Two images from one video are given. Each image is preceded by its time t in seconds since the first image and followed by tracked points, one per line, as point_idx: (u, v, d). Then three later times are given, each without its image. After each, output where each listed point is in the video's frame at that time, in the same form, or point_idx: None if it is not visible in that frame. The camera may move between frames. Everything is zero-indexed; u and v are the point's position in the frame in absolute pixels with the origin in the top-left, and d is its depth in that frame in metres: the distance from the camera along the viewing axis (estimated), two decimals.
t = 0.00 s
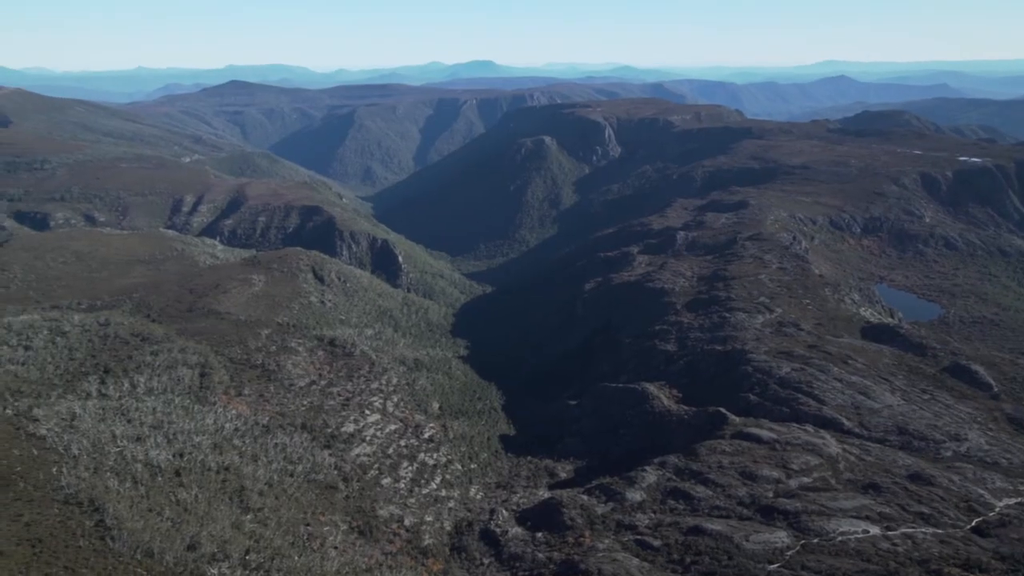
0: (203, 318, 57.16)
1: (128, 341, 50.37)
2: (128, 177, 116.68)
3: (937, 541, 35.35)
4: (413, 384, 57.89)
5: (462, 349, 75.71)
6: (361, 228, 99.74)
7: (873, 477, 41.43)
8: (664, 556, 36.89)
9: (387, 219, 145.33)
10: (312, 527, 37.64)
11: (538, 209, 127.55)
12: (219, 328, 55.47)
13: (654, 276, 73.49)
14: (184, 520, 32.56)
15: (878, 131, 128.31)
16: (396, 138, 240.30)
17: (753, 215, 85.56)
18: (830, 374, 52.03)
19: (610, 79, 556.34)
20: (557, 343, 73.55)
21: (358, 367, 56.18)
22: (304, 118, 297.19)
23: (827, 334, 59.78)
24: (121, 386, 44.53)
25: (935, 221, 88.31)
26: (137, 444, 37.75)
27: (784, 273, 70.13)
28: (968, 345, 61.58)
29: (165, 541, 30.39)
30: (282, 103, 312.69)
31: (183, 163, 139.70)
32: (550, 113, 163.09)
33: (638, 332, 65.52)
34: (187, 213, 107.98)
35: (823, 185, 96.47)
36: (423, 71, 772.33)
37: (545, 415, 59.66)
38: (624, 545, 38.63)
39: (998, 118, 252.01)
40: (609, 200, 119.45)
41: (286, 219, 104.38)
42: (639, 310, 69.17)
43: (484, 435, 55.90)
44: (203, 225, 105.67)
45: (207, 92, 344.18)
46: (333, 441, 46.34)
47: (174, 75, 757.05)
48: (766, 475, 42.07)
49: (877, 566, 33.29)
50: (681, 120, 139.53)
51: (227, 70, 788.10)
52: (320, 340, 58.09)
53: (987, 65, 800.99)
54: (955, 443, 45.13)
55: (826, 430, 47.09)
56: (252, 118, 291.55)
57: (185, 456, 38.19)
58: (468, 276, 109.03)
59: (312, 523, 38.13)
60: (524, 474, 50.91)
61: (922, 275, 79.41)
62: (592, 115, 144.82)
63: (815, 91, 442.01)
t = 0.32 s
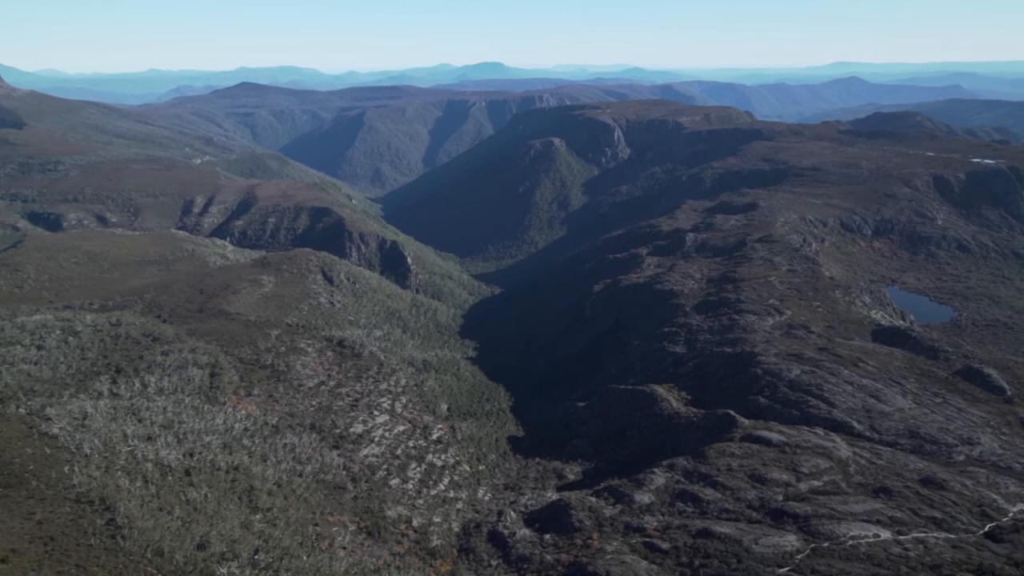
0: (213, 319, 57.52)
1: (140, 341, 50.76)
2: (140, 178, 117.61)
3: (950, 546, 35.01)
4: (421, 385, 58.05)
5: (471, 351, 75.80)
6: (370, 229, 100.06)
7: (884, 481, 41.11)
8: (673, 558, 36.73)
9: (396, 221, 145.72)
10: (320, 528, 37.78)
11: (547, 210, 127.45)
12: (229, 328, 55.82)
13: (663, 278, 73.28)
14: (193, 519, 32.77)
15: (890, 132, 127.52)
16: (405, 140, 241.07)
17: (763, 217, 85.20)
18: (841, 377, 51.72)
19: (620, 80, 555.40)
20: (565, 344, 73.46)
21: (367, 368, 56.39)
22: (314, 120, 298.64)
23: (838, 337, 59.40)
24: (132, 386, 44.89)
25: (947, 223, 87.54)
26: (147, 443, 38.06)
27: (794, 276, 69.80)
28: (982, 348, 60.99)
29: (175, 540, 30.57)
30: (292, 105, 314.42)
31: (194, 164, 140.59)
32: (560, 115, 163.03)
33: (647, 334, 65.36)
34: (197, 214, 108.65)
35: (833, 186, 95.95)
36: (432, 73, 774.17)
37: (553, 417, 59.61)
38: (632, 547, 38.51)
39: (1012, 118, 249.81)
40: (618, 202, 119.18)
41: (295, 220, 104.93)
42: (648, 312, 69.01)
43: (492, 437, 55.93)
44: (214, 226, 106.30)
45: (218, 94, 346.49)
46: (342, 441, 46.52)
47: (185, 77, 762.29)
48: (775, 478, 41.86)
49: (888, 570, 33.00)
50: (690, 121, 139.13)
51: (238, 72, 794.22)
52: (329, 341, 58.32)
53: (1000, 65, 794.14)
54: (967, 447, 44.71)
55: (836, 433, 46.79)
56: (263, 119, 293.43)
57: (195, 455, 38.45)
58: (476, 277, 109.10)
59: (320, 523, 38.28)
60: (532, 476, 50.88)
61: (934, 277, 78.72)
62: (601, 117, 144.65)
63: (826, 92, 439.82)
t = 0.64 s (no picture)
0: (224, 318, 57.88)
1: (152, 340, 51.14)
2: (153, 179, 118.60)
3: (963, 551, 34.65)
4: (431, 386, 58.18)
5: (480, 352, 75.88)
6: (380, 230, 100.38)
7: (897, 485, 40.71)
8: (682, 561, 36.56)
9: (407, 222, 146.11)
10: (330, 527, 37.96)
11: (557, 211, 127.32)
12: (240, 328, 56.15)
13: (673, 279, 73.04)
14: (204, 518, 33.01)
15: (903, 133, 126.55)
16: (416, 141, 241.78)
17: (774, 219, 84.79)
18: (853, 379, 51.35)
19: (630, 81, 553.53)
20: (575, 345, 73.37)
21: (377, 368, 56.60)
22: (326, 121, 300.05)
23: (850, 339, 58.97)
24: (144, 384, 45.24)
25: (962, 224, 86.67)
26: (159, 442, 38.37)
27: (805, 277, 69.38)
28: (996, 351, 60.31)
29: (186, 538, 30.78)
30: (304, 107, 316.21)
31: (207, 165, 141.57)
32: (570, 116, 162.90)
33: (657, 335, 65.20)
34: (209, 214, 109.31)
35: (846, 187, 95.28)
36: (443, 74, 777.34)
37: (562, 419, 59.52)
38: (641, 549, 38.38)
39: None
40: (628, 202, 118.89)
41: (306, 220, 105.45)
42: (658, 313, 68.86)
43: (501, 438, 55.92)
44: (226, 227, 106.97)
45: (230, 95, 348.79)
46: (351, 441, 46.69)
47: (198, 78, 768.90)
48: (786, 481, 41.61)
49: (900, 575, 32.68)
50: (701, 122, 138.63)
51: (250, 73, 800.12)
52: (339, 341, 58.58)
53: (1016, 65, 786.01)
54: (982, 451, 44.18)
55: (847, 436, 46.44)
56: (274, 120, 295.26)
57: (206, 454, 38.73)
58: (486, 278, 109.12)
59: (330, 523, 38.43)
60: (541, 477, 50.83)
61: (949, 279, 77.87)
62: (611, 118, 144.44)
63: (839, 92, 437.10)
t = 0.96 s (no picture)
0: (238, 318, 58.28)
1: (166, 338, 51.65)
2: (169, 179, 119.80)
3: (980, 559, 34.19)
4: (442, 386, 58.33)
5: (491, 353, 75.93)
6: (393, 231, 100.77)
7: (912, 490, 40.25)
8: (693, 565, 36.34)
9: (419, 223, 146.49)
10: (341, 526, 38.14)
11: (569, 212, 127.15)
12: (254, 327, 56.55)
13: (685, 281, 72.76)
14: (217, 515, 33.30)
15: (920, 135, 125.33)
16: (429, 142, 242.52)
17: (788, 221, 84.23)
18: (867, 384, 50.88)
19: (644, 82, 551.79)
20: (586, 346, 73.25)
21: (388, 368, 56.79)
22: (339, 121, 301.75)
23: (864, 343, 58.41)
24: (159, 382, 45.65)
25: (979, 227, 85.55)
26: (173, 440, 38.73)
27: (819, 280, 68.87)
28: (1014, 356, 59.44)
29: (198, 535, 31.03)
30: (318, 108, 318.25)
31: (222, 166, 142.80)
32: (583, 117, 162.69)
33: (669, 337, 64.92)
34: (224, 214, 110.14)
35: (861, 190, 94.43)
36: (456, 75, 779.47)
37: (573, 420, 59.42)
38: (652, 552, 38.19)
39: None
40: (641, 204, 118.57)
41: (319, 221, 106.04)
42: (670, 315, 68.57)
43: (512, 439, 55.89)
44: (240, 227, 107.80)
45: (244, 96, 351.58)
46: (363, 440, 46.89)
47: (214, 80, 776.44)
48: (799, 485, 41.29)
49: None
50: (715, 123, 137.99)
51: (265, 75, 807.32)
52: (351, 341, 58.85)
53: None
54: (999, 457, 43.53)
55: (861, 440, 45.99)
56: (289, 121, 297.34)
57: (219, 452, 39.07)
58: (498, 279, 109.11)
59: (341, 522, 38.62)
60: (551, 478, 50.77)
61: (966, 282, 76.88)
62: (624, 119, 144.06)
63: (854, 93, 433.50)
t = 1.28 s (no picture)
0: (253, 317, 58.71)
1: (182, 337, 52.15)
2: (186, 179, 121.04)
3: (998, 570, 33.57)
4: (454, 387, 58.41)
5: (504, 355, 75.91)
6: (407, 232, 101.13)
7: (928, 499, 39.67)
8: (705, 570, 36.05)
9: (433, 224, 146.89)
10: (352, 525, 38.26)
11: (583, 215, 126.91)
12: (268, 327, 56.95)
13: (699, 284, 72.36)
14: (230, 513, 33.55)
15: (940, 138, 123.77)
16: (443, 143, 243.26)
17: (804, 224, 83.54)
18: (883, 390, 50.28)
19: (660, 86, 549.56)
20: (599, 349, 73.03)
21: (401, 369, 56.95)
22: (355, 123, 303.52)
23: (881, 348, 57.77)
24: (175, 380, 46.06)
25: (1000, 232, 84.31)
26: (188, 437, 39.08)
27: (835, 285, 68.24)
28: None
29: (212, 533, 31.18)
30: (334, 109, 320.52)
31: (238, 166, 144.06)
32: (598, 119, 162.51)
33: (683, 341, 64.55)
34: (240, 214, 111.01)
35: (879, 194, 93.45)
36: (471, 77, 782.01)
37: (585, 423, 59.24)
38: (664, 557, 37.94)
39: None
40: (655, 207, 118.12)
41: (334, 221, 106.64)
42: (684, 318, 68.22)
43: (524, 441, 55.83)
44: (256, 226, 108.65)
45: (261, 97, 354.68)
46: (375, 441, 47.07)
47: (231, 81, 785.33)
48: (813, 492, 40.91)
49: None
50: (731, 126, 137.27)
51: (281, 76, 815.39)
52: (364, 341, 59.14)
53: None
54: (1020, 466, 42.71)
55: (877, 447, 45.43)
56: (305, 122, 299.52)
57: (233, 450, 39.37)
58: (511, 281, 109.08)
59: (352, 522, 38.76)
60: (563, 481, 50.63)
61: (986, 288, 75.72)
62: (639, 122, 143.70)
63: (872, 96, 429.54)
